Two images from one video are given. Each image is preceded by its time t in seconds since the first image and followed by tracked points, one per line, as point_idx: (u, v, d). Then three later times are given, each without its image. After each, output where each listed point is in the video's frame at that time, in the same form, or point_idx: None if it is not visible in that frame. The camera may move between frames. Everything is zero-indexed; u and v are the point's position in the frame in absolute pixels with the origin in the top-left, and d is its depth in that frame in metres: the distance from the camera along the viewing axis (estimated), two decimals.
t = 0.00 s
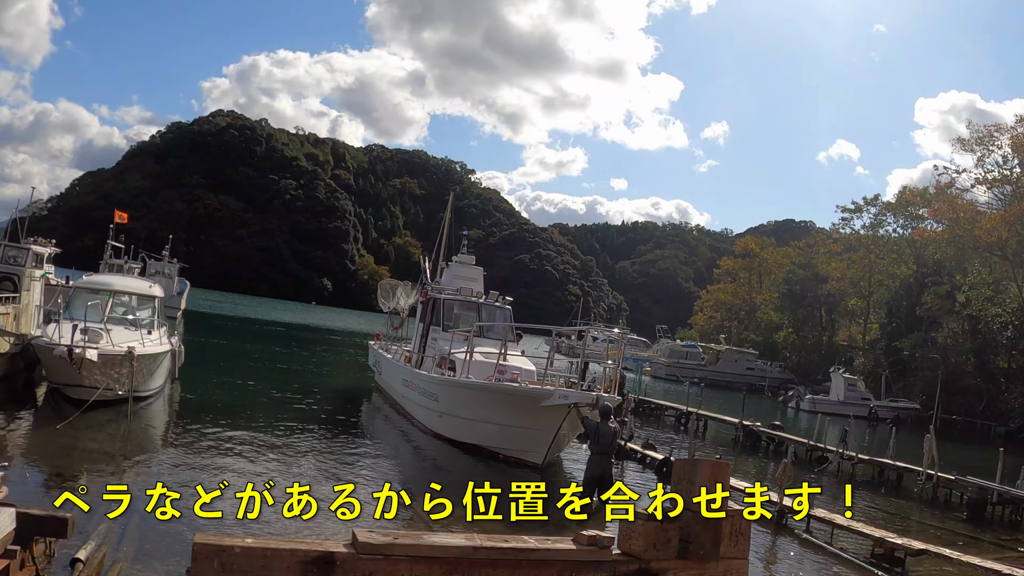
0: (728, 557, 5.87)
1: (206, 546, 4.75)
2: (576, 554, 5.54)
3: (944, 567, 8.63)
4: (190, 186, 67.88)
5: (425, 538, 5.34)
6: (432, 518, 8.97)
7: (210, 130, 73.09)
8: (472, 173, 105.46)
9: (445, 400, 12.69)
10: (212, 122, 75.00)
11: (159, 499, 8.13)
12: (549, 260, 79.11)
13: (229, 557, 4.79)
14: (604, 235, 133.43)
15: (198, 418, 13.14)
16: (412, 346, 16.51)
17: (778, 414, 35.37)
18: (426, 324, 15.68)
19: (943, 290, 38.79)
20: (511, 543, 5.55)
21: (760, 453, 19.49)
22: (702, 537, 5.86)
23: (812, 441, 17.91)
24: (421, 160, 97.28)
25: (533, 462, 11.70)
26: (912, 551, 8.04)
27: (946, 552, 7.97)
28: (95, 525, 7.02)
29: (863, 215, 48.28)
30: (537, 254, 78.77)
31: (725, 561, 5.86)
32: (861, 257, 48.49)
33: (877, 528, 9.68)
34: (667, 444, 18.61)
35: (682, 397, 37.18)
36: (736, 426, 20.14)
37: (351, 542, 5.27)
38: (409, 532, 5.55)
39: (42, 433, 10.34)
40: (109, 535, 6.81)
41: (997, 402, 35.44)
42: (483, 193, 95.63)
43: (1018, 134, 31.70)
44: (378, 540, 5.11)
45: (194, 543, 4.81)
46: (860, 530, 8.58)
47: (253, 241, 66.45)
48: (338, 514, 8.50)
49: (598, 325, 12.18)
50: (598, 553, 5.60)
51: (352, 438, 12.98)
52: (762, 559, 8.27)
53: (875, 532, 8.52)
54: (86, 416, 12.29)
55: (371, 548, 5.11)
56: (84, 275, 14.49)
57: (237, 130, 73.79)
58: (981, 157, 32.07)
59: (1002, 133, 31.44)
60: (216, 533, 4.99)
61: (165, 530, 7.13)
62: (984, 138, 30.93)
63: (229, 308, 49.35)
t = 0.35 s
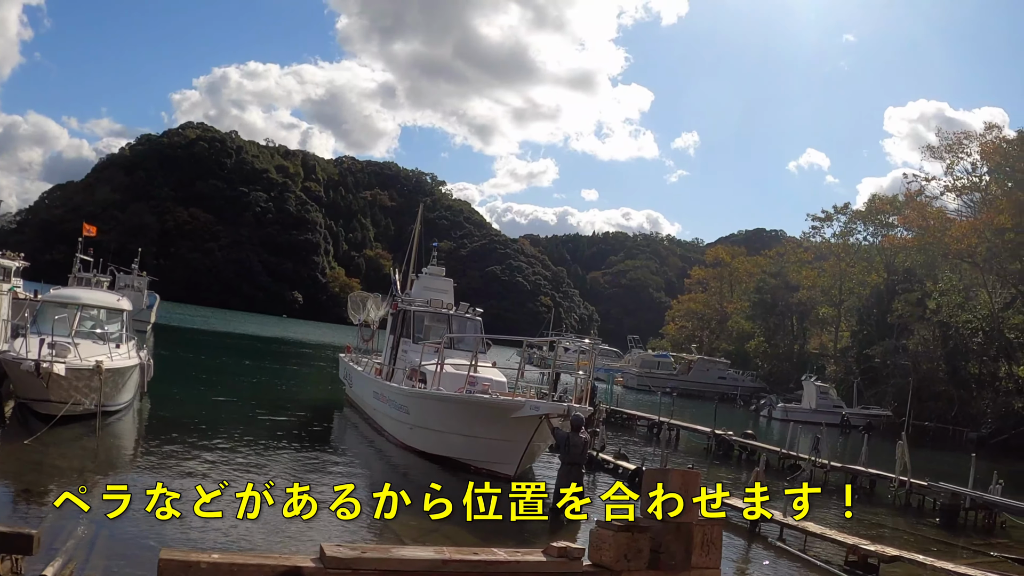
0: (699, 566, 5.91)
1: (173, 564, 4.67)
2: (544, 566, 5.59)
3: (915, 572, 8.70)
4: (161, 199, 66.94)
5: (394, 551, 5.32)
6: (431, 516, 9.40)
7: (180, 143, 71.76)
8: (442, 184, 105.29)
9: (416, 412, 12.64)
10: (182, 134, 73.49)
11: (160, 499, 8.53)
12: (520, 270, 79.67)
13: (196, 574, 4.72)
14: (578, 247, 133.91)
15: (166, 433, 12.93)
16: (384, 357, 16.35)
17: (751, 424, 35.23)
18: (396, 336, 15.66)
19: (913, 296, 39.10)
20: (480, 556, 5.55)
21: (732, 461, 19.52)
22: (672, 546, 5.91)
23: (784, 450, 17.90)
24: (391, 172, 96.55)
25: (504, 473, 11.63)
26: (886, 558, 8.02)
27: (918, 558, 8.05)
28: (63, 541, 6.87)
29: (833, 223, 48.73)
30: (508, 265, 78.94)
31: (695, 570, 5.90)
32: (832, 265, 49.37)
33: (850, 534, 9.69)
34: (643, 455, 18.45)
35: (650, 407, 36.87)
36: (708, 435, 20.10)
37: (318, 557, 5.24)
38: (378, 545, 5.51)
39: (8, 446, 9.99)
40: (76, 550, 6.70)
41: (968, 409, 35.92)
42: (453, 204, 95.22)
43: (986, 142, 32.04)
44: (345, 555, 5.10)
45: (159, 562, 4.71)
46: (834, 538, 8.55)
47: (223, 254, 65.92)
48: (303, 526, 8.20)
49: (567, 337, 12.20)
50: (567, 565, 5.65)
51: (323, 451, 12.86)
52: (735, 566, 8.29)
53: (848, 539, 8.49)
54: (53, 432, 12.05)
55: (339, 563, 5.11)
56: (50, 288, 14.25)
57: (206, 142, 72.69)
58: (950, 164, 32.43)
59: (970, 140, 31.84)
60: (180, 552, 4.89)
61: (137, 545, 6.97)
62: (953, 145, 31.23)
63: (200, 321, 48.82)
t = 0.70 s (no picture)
0: (672, 568, 5.92)
1: (142, 568, 4.55)
2: (517, 568, 5.59)
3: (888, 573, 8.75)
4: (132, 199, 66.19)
5: (366, 555, 5.28)
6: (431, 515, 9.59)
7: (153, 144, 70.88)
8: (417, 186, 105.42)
9: (389, 415, 12.59)
10: (153, 135, 72.40)
11: (159, 499, 8.70)
12: (494, 272, 80.07)
13: None
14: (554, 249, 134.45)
15: (138, 437, 12.75)
16: (357, 360, 16.25)
17: (725, 425, 35.31)
18: (369, 338, 15.58)
19: (886, 298, 39.51)
20: (454, 559, 5.54)
21: (705, 462, 19.58)
22: (645, 548, 5.98)
23: (757, 450, 17.99)
24: (365, 172, 96.38)
25: (478, 475, 11.64)
26: (858, 558, 8.07)
27: (890, 558, 8.11)
28: (34, 546, 6.76)
29: (806, 224, 49.06)
30: (481, 267, 79.10)
31: (670, 571, 5.90)
32: (805, 266, 49.84)
33: (824, 534, 9.75)
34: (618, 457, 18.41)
35: (619, 408, 36.80)
36: (682, 436, 20.19)
37: (289, 561, 5.19)
38: (349, 550, 5.45)
39: None
40: (46, 556, 6.59)
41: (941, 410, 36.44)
42: (428, 206, 95.00)
43: (958, 144, 32.32)
44: (318, 557, 5.06)
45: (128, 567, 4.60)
46: (808, 538, 8.58)
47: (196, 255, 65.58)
48: (274, 529, 8.10)
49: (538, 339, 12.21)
50: (540, 566, 5.64)
51: (296, 454, 12.76)
52: (709, 567, 8.30)
53: (822, 539, 8.53)
54: (23, 436, 11.87)
55: (311, 566, 5.07)
56: (20, 290, 14.06)
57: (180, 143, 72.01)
58: (923, 166, 32.78)
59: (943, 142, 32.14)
60: (149, 556, 4.79)
61: (107, 551, 6.87)
62: (926, 147, 31.47)
63: (172, 324, 48.34)
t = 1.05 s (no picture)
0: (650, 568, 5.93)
1: (120, 569, 4.50)
2: (496, 569, 5.60)
3: (867, 572, 8.77)
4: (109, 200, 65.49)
5: (345, 555, 5.28)
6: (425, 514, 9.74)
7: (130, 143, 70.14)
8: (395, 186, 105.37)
9: (368, 416, 12.55)
10: (130, 134, 71.54)
11: (159, 500, 8.80)
12: (472, 272, 80.24)
13: None
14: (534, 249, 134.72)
15: (116, 439, 12.62)
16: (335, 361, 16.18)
17: (704, 425, 35.33)
18: (347, 339, 15.53)
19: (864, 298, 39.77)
20: (433, 558, 5.54)
21: (684, 462, 19.63)
22: (624, 547, 5.91)
23: (735, 450, 18.04)
24: (343, 172, 96.15)
25: (457, 475, 11.64)
26: (837, 557, 8.09)
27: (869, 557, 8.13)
28: (10, 548, 6.69)
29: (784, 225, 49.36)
30: (459, 267, 79.19)
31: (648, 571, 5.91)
32: (783, 267, 50.13)
33: (803, 533, 9.78)
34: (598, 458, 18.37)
35: (593, 408, 36.74)
36: (660, 437, 20.23)
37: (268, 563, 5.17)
38: (328, 550, 5.44)
39: None
40: (23, 559, 6.52)
41: (919, 409, 36.78)
42: (406, 207, 94.88)
43: (936, 144, 32.61)
44: (296, 558, 5.05)
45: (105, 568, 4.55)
46: (787, 538, 8.59)
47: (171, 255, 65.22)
48: (252, 529, 8.07)
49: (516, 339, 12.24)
50: (519, 567, 5.64)
51: (274, 456, 12.67)
52: (688, 566, 8.30)
53: (801, 539, 8.55)
54: None
55: (290, 566, 5.06)
56: None
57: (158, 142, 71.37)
58: (900, 167, 33.17)
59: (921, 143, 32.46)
60: (128, 557, 4.73)
61: (84, 554, 6.80)
62: (903, 148, 31.73)
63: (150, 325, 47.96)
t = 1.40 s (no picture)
0: (630, 567, 5.96)
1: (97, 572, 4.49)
2: (476, 568, 5.60)
3: (845, 571, 8.83)
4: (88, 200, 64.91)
5: (325, 557, 5.28)
6: (408, 517, 9.73)
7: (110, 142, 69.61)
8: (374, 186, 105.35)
9: (348, 416, 12.53)
10: (110, 133, 70.94)
11: (159, 499, 8.95)
12: (452, 272, 80.42)
13: None
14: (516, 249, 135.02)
15: (94, 441, 12.53)
16: (316, 362, 16.09)
17: (685, 424, 35.45)
18: (327, 339, 15.44)
19: (843, 298, 40.01)
20: (413, 559, 5.55)
21: (665, 462, 19.70)
22: (603, 546, 5.97)
23: (716, 449, 18.09)
24: (323, 172, 95.89)
25: (437, 474, 11.64)
26: (817, 555, 8.15)
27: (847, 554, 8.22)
28: None
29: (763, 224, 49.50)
30: (439, 267, 79.23)
31: (628, 569, 5.94)
32: (763, 266, 50.30)
33: (782, 531, 9.86)
34: (579, 458, 18.42)
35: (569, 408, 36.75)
36: (640, 436, 20.30)
37: (248, 564, 5.17)
38: (309, 551, 5.43)
39: None
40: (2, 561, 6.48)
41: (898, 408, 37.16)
42: (387, 207, 94.73)
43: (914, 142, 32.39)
44: (276, 559, 5.05)
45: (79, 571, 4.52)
46: (767, 536, 8.66)
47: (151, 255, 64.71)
48: (233, 530, 8.05)
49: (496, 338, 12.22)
50: (499, 567, 5.65)
51: (254, 456, 12.63)
52: (669, 566, 8.33)
53: (781, 538, 8.62)
54: None
55: (270, 566, 5.06)
56: None
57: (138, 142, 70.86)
58: (879, 167, 33.31)
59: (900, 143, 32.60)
60: (102, 560, 4.68)
61: (65, 556, 6.76)
62: (883, 148, 31.86)
63: (131, 325, 47.63)
